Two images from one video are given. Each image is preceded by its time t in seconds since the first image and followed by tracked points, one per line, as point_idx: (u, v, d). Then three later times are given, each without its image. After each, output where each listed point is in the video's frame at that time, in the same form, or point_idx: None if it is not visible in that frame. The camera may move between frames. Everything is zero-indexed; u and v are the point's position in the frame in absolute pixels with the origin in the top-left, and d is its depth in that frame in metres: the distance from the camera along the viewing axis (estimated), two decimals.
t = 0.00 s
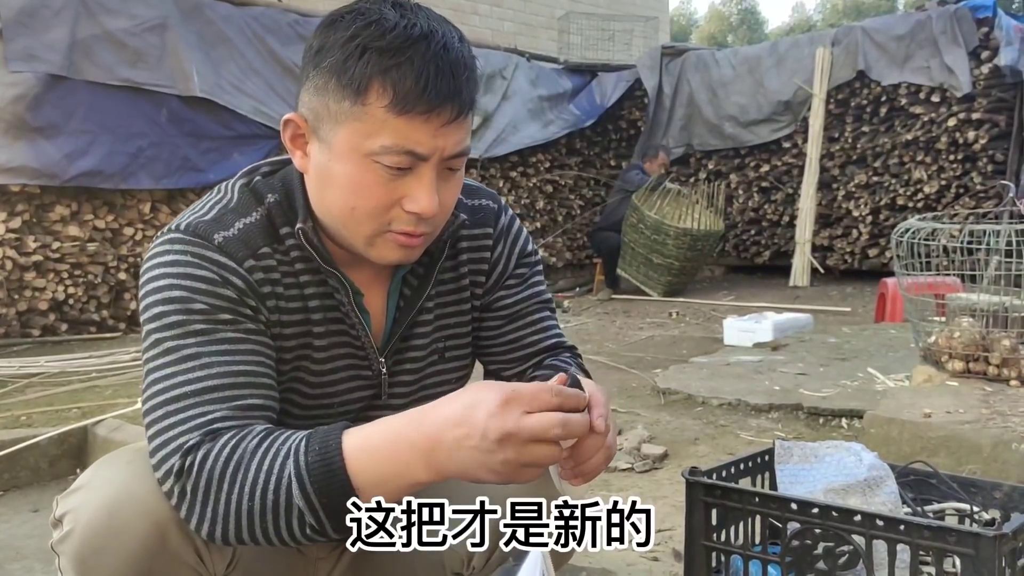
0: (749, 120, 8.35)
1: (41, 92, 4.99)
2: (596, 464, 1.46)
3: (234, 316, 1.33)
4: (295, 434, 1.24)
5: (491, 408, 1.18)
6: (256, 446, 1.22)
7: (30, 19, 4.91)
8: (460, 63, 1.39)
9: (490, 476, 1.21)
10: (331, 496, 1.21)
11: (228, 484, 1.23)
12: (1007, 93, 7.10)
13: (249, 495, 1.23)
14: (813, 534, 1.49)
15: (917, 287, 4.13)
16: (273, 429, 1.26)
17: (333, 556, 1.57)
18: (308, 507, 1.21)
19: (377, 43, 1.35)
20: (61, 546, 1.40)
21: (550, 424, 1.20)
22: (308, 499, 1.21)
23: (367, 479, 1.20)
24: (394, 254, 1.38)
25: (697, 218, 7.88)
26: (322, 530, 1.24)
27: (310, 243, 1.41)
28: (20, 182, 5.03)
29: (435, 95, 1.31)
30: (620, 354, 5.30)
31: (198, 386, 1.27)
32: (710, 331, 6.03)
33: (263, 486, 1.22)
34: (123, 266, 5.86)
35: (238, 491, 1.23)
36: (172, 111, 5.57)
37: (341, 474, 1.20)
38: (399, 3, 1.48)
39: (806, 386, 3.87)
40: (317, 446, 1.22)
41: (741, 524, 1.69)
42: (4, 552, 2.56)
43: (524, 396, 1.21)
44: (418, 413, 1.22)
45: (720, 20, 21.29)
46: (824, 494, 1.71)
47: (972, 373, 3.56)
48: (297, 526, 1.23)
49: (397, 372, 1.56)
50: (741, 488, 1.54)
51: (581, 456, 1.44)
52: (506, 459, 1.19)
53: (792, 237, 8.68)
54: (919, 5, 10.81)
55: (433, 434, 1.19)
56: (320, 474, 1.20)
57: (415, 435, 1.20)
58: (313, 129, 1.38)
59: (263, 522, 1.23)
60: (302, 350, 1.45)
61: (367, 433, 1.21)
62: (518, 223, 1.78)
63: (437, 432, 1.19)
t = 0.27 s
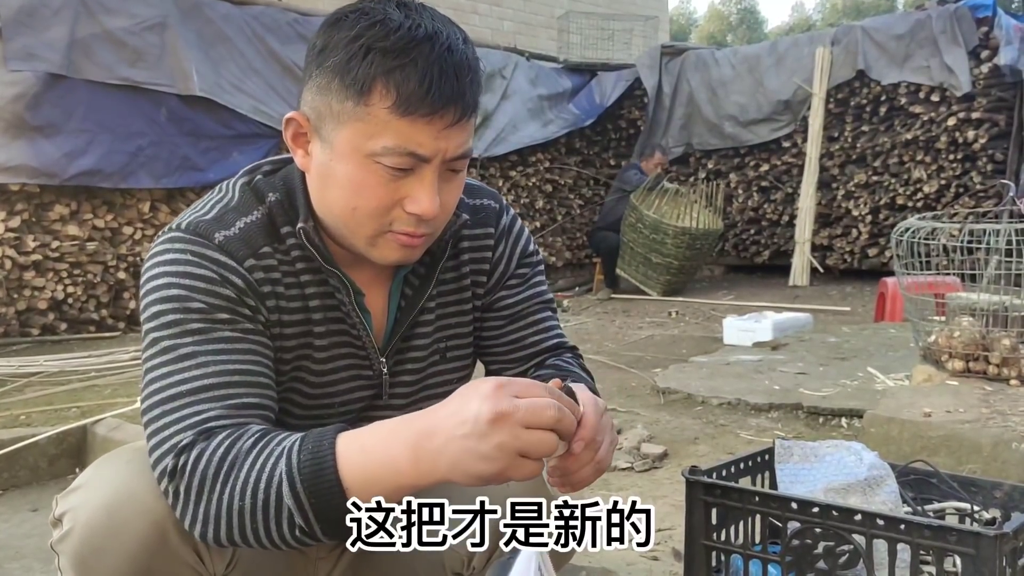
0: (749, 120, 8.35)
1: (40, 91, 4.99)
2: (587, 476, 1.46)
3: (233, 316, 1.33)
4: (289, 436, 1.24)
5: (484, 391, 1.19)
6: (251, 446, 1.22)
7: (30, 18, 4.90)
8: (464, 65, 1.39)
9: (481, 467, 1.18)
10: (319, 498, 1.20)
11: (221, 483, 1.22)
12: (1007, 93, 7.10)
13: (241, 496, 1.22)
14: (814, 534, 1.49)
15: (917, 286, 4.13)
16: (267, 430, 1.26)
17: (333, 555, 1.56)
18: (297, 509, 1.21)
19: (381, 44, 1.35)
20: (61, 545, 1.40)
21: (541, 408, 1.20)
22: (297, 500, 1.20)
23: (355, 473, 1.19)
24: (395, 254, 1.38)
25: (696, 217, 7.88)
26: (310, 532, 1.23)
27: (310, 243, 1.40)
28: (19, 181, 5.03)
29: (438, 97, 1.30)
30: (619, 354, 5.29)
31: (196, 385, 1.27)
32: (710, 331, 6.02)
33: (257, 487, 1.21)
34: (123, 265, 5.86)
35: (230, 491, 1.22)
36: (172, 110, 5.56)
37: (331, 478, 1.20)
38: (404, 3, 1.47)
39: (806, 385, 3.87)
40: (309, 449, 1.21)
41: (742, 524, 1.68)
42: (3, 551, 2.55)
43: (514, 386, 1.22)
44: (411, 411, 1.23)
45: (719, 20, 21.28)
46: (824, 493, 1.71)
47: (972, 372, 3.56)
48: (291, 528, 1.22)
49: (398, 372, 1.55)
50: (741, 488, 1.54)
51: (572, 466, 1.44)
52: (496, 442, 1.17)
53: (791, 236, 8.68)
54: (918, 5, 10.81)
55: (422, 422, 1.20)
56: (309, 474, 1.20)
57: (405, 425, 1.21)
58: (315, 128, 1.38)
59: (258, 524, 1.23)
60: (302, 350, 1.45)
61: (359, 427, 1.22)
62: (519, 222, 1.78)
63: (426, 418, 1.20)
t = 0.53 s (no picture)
0: (748, 120, 8.35)
1: (38, 90, 4.98)
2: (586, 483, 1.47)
3: (233, 316, 1.33)
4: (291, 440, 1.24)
5: (484, 392, 1.20)
6: (254, 450, 1.21)
7: (27, 18, 4.89)
8: (460, 64, 1.38)
9: (484, 472, 1.18)
10: (322, 505, 1.19)
11: (222, 486, 1.22)
12: (1006, 93, 7.11)
13: (242, 500, 1.22)
14: (813, 534, 1.48)
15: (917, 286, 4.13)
16: (268, 433, 1.25)
17: (332, 555, 1.53)
18: (300, 516, 1.20)
19: (376, 43, 1.34)
20: (59, 546, 1.40)
21: (541, 409, 1.21)
22: (300, 506, 1.20)
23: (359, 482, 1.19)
24: (391, 254, 1.38)
25: (695, 217, 7.88)
26: (311, 539, 1.22)
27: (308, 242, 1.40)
28: (18, 181, 5.02)
29: (434, 97, 1.30)
30: (618, 354, 5.29)
31: (197, 386, 1.26)
32: (709, 331, 6.02)
33: (259, 491, 1.21)
34: (121, 265, 5.85)
35: (231, 494, 1.22)
36: (170, 110, 5.56)
37: (335, 485, 1.19)
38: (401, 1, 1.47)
39: (805, 385, 3.87)
40: (313, 456, 1.21)
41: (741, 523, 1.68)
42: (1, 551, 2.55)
43: (514, 389, 1.24)
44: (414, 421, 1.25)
45: (718, 20, 21.27)
46: (824, 493, 1.71)
47: (971, 372, 3.55)
48: (292, 534, 1.22)
49: (397, 372, 1.54)
50: (740, 488, 1.53)
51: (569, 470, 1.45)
52: (498, 444, 1.18)
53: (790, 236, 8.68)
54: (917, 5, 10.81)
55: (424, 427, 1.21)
56: (313, 480, 1.19)
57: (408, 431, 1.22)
58: (311, 127, 1.37)
59: (257, 528, 1.22)
60: (301, 350, 1.44)
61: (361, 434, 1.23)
62: (518, 221, 1.77)
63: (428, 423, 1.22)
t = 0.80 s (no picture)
0: (746, 119, 8.35)
1: (36, 89, 4.97)
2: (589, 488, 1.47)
3: (231, 315, 1.32)
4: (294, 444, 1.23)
5: (485, 403, 1.20)
6: (257, 452, 1.21)
7: (25, 17, 4.89)
8: (441, 55, 1.37)
9: (486, 484, 1.18)
10: (326, 510, 1.19)
11: (223, 487, 1.22)
12: (1005, 92, 7.11)
13: (243, 502, 1.21)
14: (813, 533, 1.48)
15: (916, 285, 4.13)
16: (269, 435, 1.25)
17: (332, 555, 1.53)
18: (301, 520, 1.20)
19: (354, 33, 1.34)
20: (56, 545, 1.39)
21: (543, 420, 1.20)
22: (302, 511, 1.19)
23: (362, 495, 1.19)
24: (372, 249, 1.37)
25: (694, 216, 7.88)
26: (312, 545, 1.22)
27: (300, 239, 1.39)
28: (16, 180, 5.02)
29: (406, 87, 1.29)
30: (617, 353, 5.29)
31: (196, 385, 1.26)
32: (708, 330, 6.02)
33: (260, 493, 1.20)
34: (120, 264, 5.84)
35: (232, 495, 1.22)
36: (168, 109, 5.55)
37: (340, 493, 1.19)
38: None
39: (804, 384, 3.87)
40: (318, 462, 1.21)
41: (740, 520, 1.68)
42: None
43: (517, 400, 1.22)
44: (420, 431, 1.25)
45: (717, 19, 21.26)
46: (824, 492, 1.71)
47: (970, 370, 3.56)
48: (294, 539, 1.21)
49: (395, 370, 1.54)
50: (740, 487, 1.53)
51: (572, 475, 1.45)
52: (498, 457, 1.17)
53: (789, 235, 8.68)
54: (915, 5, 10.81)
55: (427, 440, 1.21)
56: (317, 487, 1.19)
57: (412, 442, 1.22)
58: (295, 120, 1.38)
59: (257, 529, 1.22)
60: (299, 349, 1.44)
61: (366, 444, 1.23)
62: (516, 219, 1.77)
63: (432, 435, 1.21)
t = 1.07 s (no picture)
0: (746, 118, 8.35)
1: (36, 89, 4.97)
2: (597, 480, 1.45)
3: (231, 316, 1.32)
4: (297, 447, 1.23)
5: (485, 409, 1.18)
6: (258, 456, 1.21)
7: (25, 16, 4.88)
8: (431, 52, 1.37)
9: (488, 487, 1.17)
10: (328, 515, 1.19)
11: (225, 489, 1.22)
12: (1005, 91, 7.12)
13: (245, 506, 1.21)
14: (816, 532, 1.48)
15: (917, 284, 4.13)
16: (270, 437, 1.25)
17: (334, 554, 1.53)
18: (305, 524, 1.20)
19: (343, 31, 1.35)
20: (60, 545, 1.40)
21: (545, 422, 1.19)
22: (306, 515, 1.19)
23: (365, 504, 1.18)
24: (364, 249, 1.36)
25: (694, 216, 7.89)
26: (315, 548, 1.21)
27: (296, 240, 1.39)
28: (16, 180, 5.01)
29: (391, 83, 1.29)
30: (618, 353, 5.29)
31: (197, 387, 1.26)
32: (709, 330, 6.02)
33: (263, 498, 1.21)
34: (120, 264, 5.84)
35: (235, 498, 1.22)
36: (169, 109, 5.55)
37: (343, 497, 1.18)
38: None
39: (805, 383, 3.87)
40: (320, 466, 1.20)
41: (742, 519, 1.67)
42: None
43: (517, 401, 1.21)
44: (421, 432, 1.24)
45: (717, 19, 21.25)
46: (826, 491, 1.71)
47: (972, 370, 3.57)
48: (298, 544, 1.21)
49: (395, 371, 1.53)
50: (741, 486, 1.53)
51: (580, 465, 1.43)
52: (501, 464, 1.16)
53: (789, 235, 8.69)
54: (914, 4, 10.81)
55: (428, 443, 1.19)
56: (321, 490, 1.19)
57: (412, 445, 1.20)
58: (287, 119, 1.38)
59: (258, 533, 1.22)
60: (299, 350, 1.44)
61: (368, 449, 1.22)
62: (516, 220, 1.77)
63: (432, 437, 1.20)
